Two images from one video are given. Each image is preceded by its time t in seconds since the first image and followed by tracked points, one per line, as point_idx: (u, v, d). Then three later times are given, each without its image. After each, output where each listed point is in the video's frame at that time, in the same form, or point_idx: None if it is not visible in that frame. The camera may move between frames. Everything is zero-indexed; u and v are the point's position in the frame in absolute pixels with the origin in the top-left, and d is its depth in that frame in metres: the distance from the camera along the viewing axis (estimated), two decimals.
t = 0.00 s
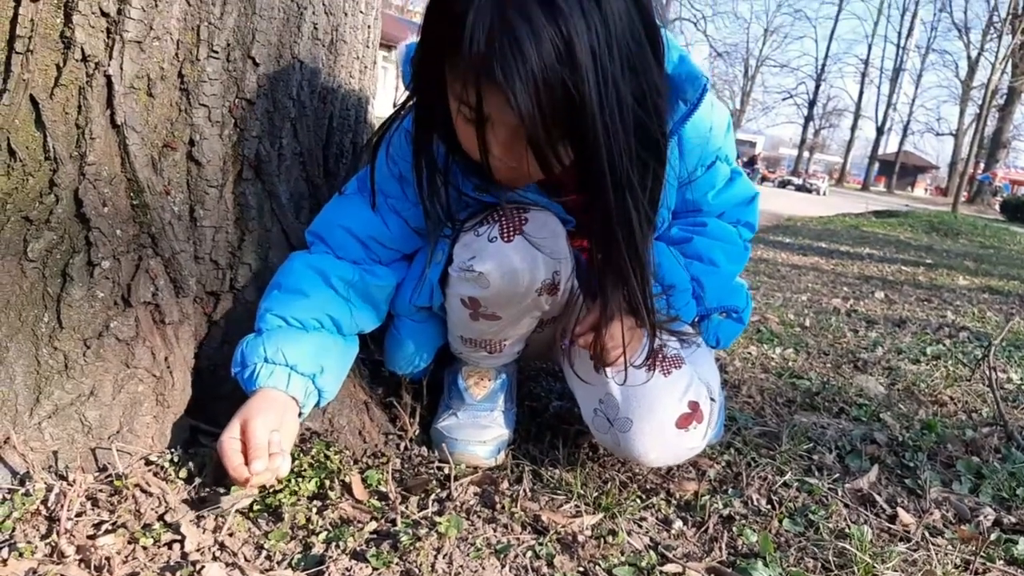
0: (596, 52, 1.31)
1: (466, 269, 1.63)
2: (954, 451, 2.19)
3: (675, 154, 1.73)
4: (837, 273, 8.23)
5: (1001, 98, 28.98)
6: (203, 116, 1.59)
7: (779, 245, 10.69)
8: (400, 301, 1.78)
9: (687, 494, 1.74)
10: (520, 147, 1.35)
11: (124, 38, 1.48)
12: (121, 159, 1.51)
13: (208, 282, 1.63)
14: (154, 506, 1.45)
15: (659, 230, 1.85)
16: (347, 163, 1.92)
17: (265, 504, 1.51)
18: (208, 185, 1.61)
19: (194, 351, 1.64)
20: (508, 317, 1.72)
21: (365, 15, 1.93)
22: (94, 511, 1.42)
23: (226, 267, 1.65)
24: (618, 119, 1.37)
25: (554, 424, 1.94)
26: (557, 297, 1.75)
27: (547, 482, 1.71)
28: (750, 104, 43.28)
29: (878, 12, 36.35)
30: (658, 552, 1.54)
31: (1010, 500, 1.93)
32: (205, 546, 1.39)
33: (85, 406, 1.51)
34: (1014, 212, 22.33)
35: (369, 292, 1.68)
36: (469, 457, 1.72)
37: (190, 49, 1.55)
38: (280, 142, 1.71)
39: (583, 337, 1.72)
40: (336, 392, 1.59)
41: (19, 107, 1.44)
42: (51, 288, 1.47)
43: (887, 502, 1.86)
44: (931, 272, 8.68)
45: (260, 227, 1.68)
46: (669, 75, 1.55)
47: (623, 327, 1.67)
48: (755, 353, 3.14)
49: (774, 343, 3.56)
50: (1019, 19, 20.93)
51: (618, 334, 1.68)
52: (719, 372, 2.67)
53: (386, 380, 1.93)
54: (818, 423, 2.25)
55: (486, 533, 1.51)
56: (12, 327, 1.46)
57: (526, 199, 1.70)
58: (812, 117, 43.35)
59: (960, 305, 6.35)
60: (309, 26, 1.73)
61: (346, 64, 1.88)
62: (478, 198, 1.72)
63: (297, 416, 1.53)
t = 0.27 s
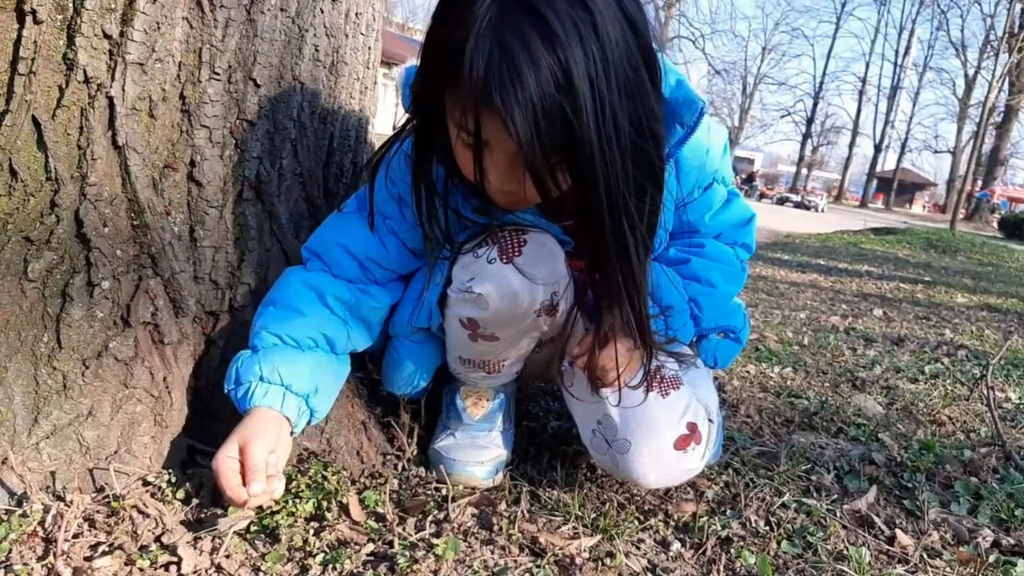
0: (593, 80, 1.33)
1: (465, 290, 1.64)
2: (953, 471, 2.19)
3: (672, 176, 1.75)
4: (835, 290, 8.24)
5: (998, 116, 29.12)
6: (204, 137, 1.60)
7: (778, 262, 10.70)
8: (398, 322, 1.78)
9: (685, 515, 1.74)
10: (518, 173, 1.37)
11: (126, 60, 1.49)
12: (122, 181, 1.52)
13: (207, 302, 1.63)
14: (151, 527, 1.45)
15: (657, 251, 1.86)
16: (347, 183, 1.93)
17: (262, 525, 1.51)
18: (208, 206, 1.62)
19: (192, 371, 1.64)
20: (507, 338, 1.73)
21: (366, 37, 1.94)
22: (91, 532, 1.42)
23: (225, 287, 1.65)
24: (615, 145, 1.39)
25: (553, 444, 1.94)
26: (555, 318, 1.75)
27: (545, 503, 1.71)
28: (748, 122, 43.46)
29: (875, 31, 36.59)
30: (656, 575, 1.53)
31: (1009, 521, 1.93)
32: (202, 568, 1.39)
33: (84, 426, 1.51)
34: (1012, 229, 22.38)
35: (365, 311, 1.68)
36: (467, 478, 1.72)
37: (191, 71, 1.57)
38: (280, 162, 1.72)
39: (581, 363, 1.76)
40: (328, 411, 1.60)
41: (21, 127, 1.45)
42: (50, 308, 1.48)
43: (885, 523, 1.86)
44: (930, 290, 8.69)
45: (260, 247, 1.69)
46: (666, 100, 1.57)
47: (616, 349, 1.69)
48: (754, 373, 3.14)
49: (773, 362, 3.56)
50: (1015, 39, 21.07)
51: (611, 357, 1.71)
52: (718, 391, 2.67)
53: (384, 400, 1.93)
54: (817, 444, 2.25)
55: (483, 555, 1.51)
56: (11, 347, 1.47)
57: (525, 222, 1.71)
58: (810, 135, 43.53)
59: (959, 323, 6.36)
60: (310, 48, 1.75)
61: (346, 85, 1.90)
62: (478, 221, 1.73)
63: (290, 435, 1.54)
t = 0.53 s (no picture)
0: (588, 105, 1.34)
1: (463, 310, 1.64)
2: (951, 490, 2.19)
3: (668, 196, 1.76)
4: (833, 306, 8.24)
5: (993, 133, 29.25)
6: (203, 158, 1.61)
7: (775, 278, 10.71)
8: (395, 341, 1.79)
9: (682, 535, 1.74)
10: (513, 194, 1.39)
11: (126, 81, 1.50)
12: (121, 201, 1.52)
13: (204, 322, 1.63)
14: (147, 549, 1.44)
15: (653, 271, 1.86)
16: (345, 203, 1.94)
17: (258, 547, 1.50)
18: (206, 226, 1.62)
19: (189, 391, 1.64)
20: (504, 358, 1.73)
21: (365, 57, 1.96)
22: (87, 554, 1.41)
23: (223, 307, 1.65)
24: (609, 170, 1.40)
25: (550, 464, 1.94)
26: (552, 339, 1.76)
27: (542, 524, 1.71)
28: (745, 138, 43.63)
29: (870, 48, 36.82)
30: None
31: (1007, 540, 1.93)
32: None
33: (80, 447, 1.51)
34: (1009, 245, 22.43)
35: (360, 329, 1.69)
36: (463, 498, 1.72)
37: (190, 92, 1.58)
38: (278, 182, 1.73)
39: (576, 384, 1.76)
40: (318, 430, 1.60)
41: (20, 148, 1.46)
42: (48, 329, 1.48)
43: (883, 542, 1.86)
44: (928, 305, 8.69)
45: (258, 266, 1.69)
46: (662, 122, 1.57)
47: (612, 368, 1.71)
48: (752, 390, 3.14)
49: (771, 379, 3.56)
50: (1010, 56, 21.20)
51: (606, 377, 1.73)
52: (715, 410, 2.67)
53: (381, 419, 1.93)
54: (814, 462, 2.25)
55: None
56: (9, 368, 1.47)
57: (522, 242, 1.71)
58: (807, 151, 43.69)
59: (956, 339, 6.36)
60: (309, 69, 1.76)
61: (345, 105, 1.91)
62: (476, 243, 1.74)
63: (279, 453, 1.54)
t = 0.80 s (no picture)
0: (579, 130, 1.35)
1: (456, 331, 1.64)
2: (946, 510, 2.19)
3: (662, 217, 1.77)
4: (829, 322, 8.26)
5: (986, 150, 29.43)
6: (199, 178, 1.61)
7: (770, 293, 10.74)
8: (389, 361, 1.79)
9: (677, 557, 1.73)
10: (504, 217, 1.40)
11: (122, 102, 1.51)
12: (116, 222, 1.53)
13: (199, 342, 1.63)
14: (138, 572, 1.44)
15: (647, 290, 1.88)
16: (340, 222, 1.94)
17: (250, 569, 1.50)
18: (201, 246, 1.62)
19: (182, 411, 1.63)
20: (497, 378, 1.73)
21: (360, 77, 1.97)
22: None
23: (217, 327, 1.65)
24: (600, 193, 1.41)
25: (544, 484, 1.93)
26: (546, 358, 1.76)
27: (536, 545, 1.70)
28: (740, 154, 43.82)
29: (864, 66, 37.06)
30: None
31: (1002, 560, 1.93)
32: None
33: (72, 468, 1.50)
34: (1003, 261, 22.52)
35: (353, 349, 1.69)
36: (458, 520, 1.71)
37: (186, 113, 1.58)
38: (274, 202, 1.73)
39: (575, 404, 1.73)
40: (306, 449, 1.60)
41: (15, 168, 1.46)
42: (41, 349, 1.48)
43: (878, 563, 1.85)
44: (922, 322, 8.71)
45: (252, 286, 1.69)
46: (655, 143, 1.60)
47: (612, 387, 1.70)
48: (746, 408, 3.14)
49: (765, 397, 3.56)
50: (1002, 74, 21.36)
51: (606, 398, 1.71)
52: (710, 428, 2.67)
53: (375, 439, 1.92)
54: (809, 482, 2.25)
55: None
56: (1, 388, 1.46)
57: (515, 262, 1.72)
58: (801, 167, 43.89)
59: (951, 355, 6.37)
60: (304, 89, 1.77)
61: (341, 125, 1.92)
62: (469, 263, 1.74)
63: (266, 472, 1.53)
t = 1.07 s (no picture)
0: (571, 155, 1.36)
1: (451, 349, 1.65)
2: (943, 528, 2.18)
3: (657, 237, 1.78)
4: (826, 338, 8.26)
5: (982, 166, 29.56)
6: (196, 199, 1.61)
7: (767, 309, 10.74)
8: (384, 380, 1.79)
9: None
10: (498, 240, 1.41)
11: (120, 123, 1.51)
12: (113, 242, 1.53)
13: (195, 362, 1.63)
14: None
15: (643, 310, 1.88)
16: (337, 241, 1.95)
17: None
18: (198, 266, 1.63)
19: (178, 432, 1.63)
20: (492, 397, 1.73)
21: (358, 98, 1.98)
22: None
23: (213, 346, 1.65)
24: (592, 217, 1.43)
25: (540, 503, 1.93)
26: (541, 377, 1.76)
27: (533, 565, 1.70)
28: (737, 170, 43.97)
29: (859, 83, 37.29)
30: None
31: None
32: None
33: (67, 489, 1.50)
34: (1000, 277, 22.56)
35: (347, 367, 1.69)
36: (454, 540, 1.71)
37: (184, 133, 1.59)
38: (271, 222, 1.74)
39: (568, 424, 1.76)
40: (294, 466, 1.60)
41: (13, 189, 1.47)
42: (37, 370, 1.48)
43: None
44: (920, 338, 8.71)
45: (249, 305, 1.70)
46: (649, 164, 1.61)
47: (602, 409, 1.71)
48: (744, 426, 3.14)
49: (763, 415, 3.56)
50: (997, 91, 21.49)
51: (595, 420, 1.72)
52: (707, 447, 2.67)
53: (371, 458, 1.92)
54: (806, 500, 2.24)
55: None
56: None
57: (510, 282, 1.72)
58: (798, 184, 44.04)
59: (949, 372, 6.37)
60: (302, 110, 1.78)
61: (338, 145, 1.93)
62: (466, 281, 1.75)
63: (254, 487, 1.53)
